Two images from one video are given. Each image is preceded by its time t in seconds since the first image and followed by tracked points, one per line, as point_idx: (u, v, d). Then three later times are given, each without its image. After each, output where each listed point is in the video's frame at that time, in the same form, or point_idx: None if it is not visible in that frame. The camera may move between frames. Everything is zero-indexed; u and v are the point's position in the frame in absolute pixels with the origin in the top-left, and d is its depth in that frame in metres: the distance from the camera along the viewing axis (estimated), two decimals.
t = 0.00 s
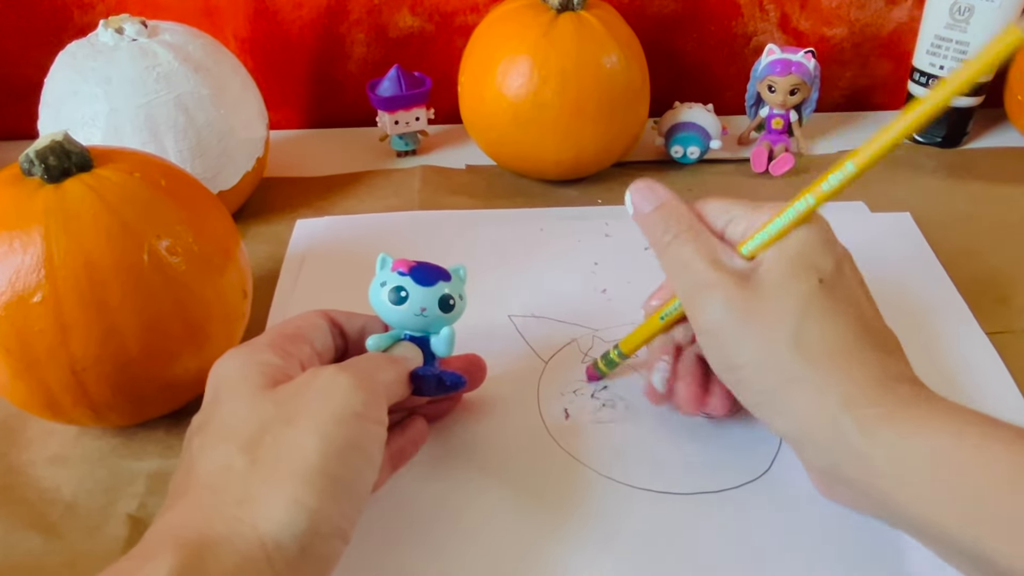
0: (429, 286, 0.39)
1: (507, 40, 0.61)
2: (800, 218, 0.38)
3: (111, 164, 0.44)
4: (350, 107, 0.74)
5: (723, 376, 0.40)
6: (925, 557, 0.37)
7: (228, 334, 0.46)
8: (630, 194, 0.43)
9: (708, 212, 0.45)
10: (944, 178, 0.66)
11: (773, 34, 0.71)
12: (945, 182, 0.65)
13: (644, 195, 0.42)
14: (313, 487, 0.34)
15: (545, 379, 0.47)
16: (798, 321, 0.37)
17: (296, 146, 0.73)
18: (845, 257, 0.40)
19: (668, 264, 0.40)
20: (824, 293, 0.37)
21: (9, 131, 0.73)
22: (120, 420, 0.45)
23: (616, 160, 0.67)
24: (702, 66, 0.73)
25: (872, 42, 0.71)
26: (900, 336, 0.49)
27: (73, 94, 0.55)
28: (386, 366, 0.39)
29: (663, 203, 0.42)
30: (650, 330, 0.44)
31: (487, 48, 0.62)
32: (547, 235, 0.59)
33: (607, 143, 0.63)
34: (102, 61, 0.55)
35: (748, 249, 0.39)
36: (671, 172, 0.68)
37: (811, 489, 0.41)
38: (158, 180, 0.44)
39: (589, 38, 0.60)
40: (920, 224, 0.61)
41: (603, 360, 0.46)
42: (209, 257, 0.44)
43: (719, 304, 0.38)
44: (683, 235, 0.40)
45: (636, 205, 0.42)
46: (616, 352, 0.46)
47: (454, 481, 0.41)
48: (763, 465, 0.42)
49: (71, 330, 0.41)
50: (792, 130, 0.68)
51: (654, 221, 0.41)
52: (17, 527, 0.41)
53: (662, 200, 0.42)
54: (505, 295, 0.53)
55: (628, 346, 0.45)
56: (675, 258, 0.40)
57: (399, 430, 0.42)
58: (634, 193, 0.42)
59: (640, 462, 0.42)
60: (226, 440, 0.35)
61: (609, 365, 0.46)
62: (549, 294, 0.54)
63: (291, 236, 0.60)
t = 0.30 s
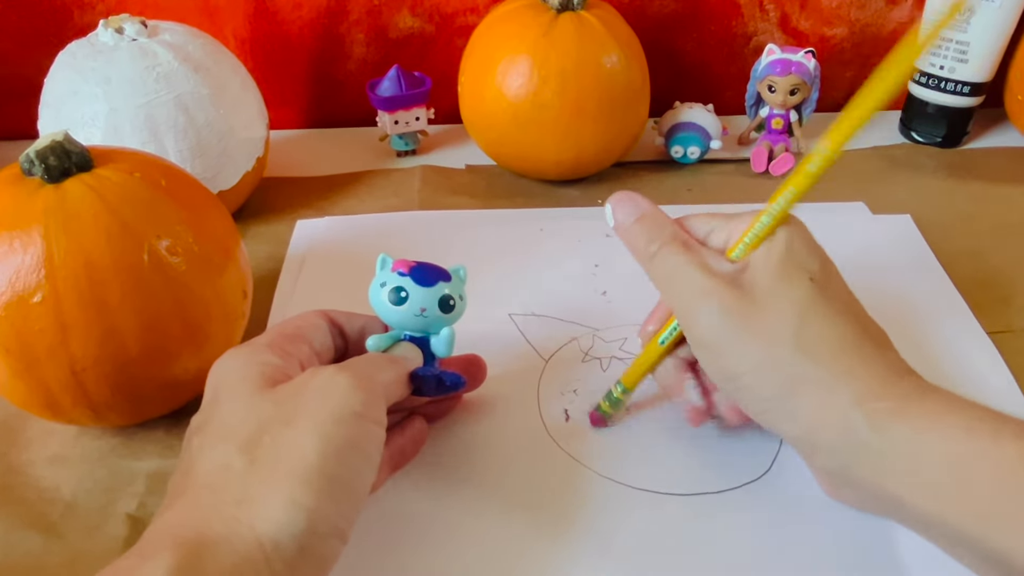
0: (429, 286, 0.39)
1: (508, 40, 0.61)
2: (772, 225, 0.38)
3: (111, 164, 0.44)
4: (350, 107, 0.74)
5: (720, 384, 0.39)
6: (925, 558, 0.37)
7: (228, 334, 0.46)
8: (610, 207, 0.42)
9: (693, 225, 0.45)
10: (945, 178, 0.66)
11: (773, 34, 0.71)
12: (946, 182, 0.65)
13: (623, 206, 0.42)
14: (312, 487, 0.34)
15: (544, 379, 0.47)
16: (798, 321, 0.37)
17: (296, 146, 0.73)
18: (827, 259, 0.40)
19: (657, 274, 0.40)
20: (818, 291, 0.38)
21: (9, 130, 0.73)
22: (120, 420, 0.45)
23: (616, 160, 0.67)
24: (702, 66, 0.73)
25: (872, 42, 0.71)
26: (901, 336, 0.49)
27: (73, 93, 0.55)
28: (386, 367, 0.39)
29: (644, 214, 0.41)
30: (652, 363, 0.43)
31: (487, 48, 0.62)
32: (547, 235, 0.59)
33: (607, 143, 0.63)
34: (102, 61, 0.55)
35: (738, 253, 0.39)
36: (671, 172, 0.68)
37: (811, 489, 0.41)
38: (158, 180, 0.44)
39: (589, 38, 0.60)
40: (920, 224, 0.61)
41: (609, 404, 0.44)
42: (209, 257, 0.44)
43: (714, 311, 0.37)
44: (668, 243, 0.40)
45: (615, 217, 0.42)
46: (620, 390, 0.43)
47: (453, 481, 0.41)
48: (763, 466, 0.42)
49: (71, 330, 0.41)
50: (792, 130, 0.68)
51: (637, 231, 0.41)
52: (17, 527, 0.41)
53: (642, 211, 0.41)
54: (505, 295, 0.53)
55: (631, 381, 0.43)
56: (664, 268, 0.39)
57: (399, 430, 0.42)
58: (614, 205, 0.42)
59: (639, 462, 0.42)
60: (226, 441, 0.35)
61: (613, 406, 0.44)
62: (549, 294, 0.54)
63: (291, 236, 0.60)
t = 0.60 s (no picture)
0: (449, 288, 0.41)
1: (507, 41, 0.61)
2: (776, 250, 0.37)
3: (112, 165, 0.44)
4: (350, 108, 0.74)
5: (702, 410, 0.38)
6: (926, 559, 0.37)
7: (228, 335, 0.46)
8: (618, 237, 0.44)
9: (688, 243, 0.44)
10: (944, 179, 0.66)
11: (772, 35, 0.71)
12: (945, 183, 0.65)
13: (626, 236, 0.43)
14: (298, 485, 0.34)
15: (546, 381, 0.47)
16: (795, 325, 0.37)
17: (296, 148, 0.73)
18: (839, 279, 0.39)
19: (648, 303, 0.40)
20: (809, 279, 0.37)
21: (10, 132, 0.73)
22: (120, 422, 0.45)
23: (616, 161, 0.67)
24: (702, 67, 0.73)
25: (871, 43, 0.72)
26: (901, 336, 0.49)
27: (73, 95, 0.55)
28: (386, 359, 0.39)
29: (645, 242, 0.42)
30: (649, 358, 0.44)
31: (487, 50, 0.62)
32: (548, 237, 0.59)
33: (607, 144, 0.63)
34: (102, 63, 0.55)
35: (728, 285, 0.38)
36: (671, 173, 0.68)
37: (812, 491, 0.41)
38: (158, 181, 0.44)
39: (589, 39, 0.60)
40: (920, 225, 0.61)
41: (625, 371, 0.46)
42: (208, 258, 0.44)
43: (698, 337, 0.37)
44: (660, 274, 0.40)
45: (622, 246, 0.43)
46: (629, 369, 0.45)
47: (453, 483, 0.41)
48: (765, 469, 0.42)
49: (71, 332, 0.41)
50: (792, 131, 0.68)
51: (637, 261, 0.42)
52: (17, 528, 0.41)
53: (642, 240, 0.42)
54: (505, 297, 0.53)
55: (637, 374, 0.45)
56: (654, 296, 0.40)
57: (399, 430, 0.43)
58: (621, 234, 0.43)
59: (638, 466, 0.42)
60: (214, 444, 0.35)
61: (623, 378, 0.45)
62: (550, 297, 0.54)
63: (292, 238, 0.60)
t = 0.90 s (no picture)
0: (449, 288, 0.41)
1: (508, 42, 0.61)
2: (798, 255, 0.37)
3: (111, 165, 0.44)
4: (350, 108, 0.74)
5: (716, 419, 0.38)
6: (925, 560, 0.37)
7: (228, 336, 0.46)
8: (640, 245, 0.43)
9: (710, 254, 0.44)
10: (944, 179, 0.66)
11: (772, 35, 0.71)
12: (945, 184, 0.65)
13: (650, 244, 0.42)
14: (299, 486, 0.34)
15: (546, 381, 0.47)
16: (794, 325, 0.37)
17: (296, 148, 0.73)
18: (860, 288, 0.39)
19: (670, 312, 0.40)
20: (808, 279, 0.37)
21: (10, 132, 0.73)
22: (121, 422, 0.45)
23: (616, 162, 0.67)
24: (701, 67, 0.73)
25: (871, 43, 0.72)
26: (901, 336, 0.49)
27: (73, 95, 0.55)
28: (387, 359, 0.39)
29: (667, 252, 0.42)
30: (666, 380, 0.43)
31: (487, 50, 0.62)
32: (548, 237, 0.59)
33: (607, 145, 0.63)
34: (102, 62, 0.55)
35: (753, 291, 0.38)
36: (671, 173, 0.68)
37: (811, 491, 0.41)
38: (158, 181, 0.44)
39: (589, 39, 0.60)
40: (920, 226, 0.61)
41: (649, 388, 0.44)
42: (209, 259, 0.44)
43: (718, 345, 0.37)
44: (683, 282, 0.40)
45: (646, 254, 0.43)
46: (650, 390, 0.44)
47: (452, 483, 0.41)
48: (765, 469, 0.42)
49: (70, 332, 0.41)
50: (793, 131, 0.68)
51: (658, 268, 0.42)
52: (16, 529, 0.41)
53: (666, 249, 0.42)
54: (505, 297, 0.53)
55: (659, 393, 0.44)
56: (676, 305, 0.40)
57: (398, 431, 0.43)
58: (644, 243, 0.43)
59: (637, 466, 0.42)
60: (214, 444, 0.35)
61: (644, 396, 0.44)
62: (550, 297, 0.54)
63: (292, 238, 0.60)
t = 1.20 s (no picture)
0: (448, 288, 0.41)
1: (507, 42, 0.61)
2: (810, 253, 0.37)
3: (111, 166, 0.44)
4: (350, 108, 0.74)
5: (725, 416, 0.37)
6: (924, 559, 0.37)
7: (228, 336, 0.46)
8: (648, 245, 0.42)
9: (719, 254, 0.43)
10: (944, 179, 0.66)
11: (772, 35, 0.71)
12: (945, 184, 0.65)
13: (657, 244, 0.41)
14: (298, 486, 0.34)
15: (546, 380, 0.47)
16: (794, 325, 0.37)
17: (296, 148, 0.73)
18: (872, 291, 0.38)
19: (678, 309, 0.39)
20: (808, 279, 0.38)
21: (9, 132, 0.73)
22: (120, 422, 0.45)
23: (616, 162, 0.67)
24: (701, 67, 0.73)
25: (871, 43, 0.72)
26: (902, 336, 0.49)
27: (72, 95, 0.55)
28: (387, 360, 0.39)
29: (675, 251, 0.40)
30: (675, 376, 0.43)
31: (487, 49, 0.62)
32: (547, 237, 0.59)
33: (607, 145, 0.63)
34: (102, 62, 0.55)
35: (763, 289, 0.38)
36: (671, 173, 0.68)
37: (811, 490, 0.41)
38: (158, 182, 0.44)
39: (588, 39, 0.60)
40: (920, 226, 0.61)
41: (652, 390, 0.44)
42: (209, 259, 0.44)
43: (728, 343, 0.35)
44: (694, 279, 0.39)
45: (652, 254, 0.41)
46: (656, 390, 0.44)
47: (452, 483, 0.41)
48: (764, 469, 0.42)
49: (70, 332, 0.41)
50: (793, 131, 0.68)
51: (667, 267, 0.40)
52: (16, 529, 0.41)
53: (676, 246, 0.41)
54: (505, 297, 0.53)
55: (661, 396, 0.44)
56: (685, 302, 0.38)
57: (399, 431, 0.43)
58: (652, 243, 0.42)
59: (636, 466, 0.42)
60: (214, 444, 0.35)
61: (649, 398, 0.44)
62: (550, 297, 0.54)
63: (292, 238, 0.60)
